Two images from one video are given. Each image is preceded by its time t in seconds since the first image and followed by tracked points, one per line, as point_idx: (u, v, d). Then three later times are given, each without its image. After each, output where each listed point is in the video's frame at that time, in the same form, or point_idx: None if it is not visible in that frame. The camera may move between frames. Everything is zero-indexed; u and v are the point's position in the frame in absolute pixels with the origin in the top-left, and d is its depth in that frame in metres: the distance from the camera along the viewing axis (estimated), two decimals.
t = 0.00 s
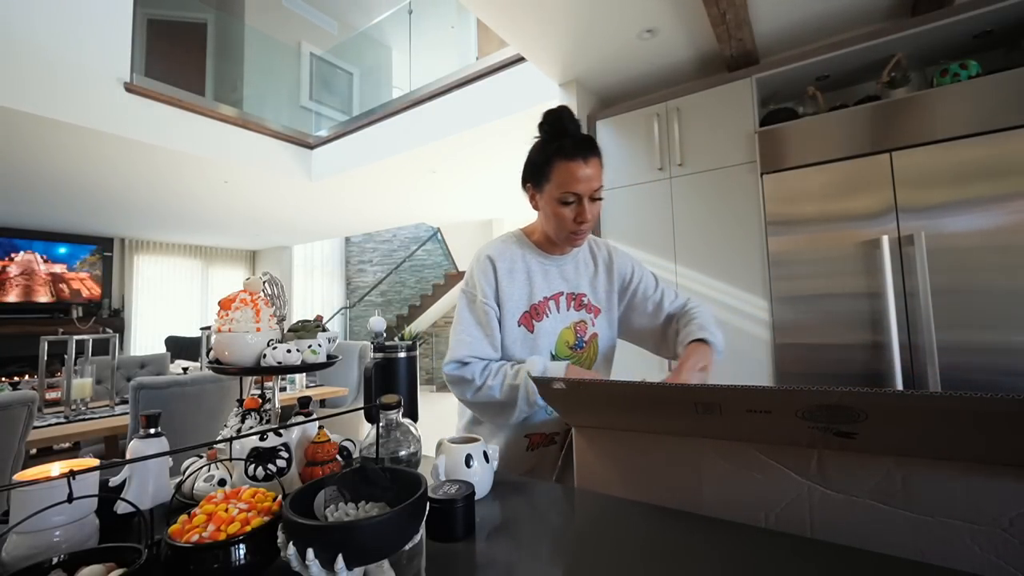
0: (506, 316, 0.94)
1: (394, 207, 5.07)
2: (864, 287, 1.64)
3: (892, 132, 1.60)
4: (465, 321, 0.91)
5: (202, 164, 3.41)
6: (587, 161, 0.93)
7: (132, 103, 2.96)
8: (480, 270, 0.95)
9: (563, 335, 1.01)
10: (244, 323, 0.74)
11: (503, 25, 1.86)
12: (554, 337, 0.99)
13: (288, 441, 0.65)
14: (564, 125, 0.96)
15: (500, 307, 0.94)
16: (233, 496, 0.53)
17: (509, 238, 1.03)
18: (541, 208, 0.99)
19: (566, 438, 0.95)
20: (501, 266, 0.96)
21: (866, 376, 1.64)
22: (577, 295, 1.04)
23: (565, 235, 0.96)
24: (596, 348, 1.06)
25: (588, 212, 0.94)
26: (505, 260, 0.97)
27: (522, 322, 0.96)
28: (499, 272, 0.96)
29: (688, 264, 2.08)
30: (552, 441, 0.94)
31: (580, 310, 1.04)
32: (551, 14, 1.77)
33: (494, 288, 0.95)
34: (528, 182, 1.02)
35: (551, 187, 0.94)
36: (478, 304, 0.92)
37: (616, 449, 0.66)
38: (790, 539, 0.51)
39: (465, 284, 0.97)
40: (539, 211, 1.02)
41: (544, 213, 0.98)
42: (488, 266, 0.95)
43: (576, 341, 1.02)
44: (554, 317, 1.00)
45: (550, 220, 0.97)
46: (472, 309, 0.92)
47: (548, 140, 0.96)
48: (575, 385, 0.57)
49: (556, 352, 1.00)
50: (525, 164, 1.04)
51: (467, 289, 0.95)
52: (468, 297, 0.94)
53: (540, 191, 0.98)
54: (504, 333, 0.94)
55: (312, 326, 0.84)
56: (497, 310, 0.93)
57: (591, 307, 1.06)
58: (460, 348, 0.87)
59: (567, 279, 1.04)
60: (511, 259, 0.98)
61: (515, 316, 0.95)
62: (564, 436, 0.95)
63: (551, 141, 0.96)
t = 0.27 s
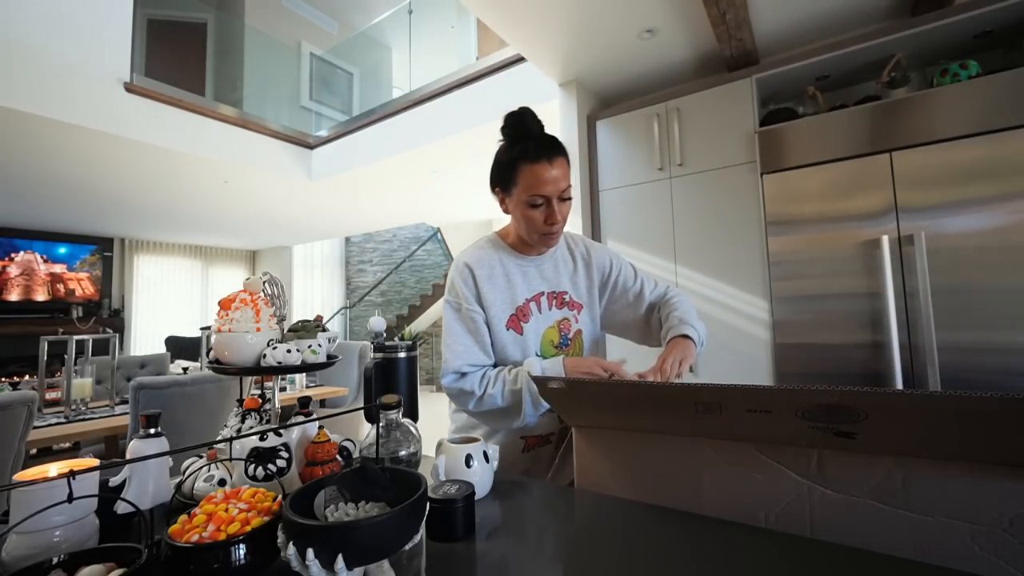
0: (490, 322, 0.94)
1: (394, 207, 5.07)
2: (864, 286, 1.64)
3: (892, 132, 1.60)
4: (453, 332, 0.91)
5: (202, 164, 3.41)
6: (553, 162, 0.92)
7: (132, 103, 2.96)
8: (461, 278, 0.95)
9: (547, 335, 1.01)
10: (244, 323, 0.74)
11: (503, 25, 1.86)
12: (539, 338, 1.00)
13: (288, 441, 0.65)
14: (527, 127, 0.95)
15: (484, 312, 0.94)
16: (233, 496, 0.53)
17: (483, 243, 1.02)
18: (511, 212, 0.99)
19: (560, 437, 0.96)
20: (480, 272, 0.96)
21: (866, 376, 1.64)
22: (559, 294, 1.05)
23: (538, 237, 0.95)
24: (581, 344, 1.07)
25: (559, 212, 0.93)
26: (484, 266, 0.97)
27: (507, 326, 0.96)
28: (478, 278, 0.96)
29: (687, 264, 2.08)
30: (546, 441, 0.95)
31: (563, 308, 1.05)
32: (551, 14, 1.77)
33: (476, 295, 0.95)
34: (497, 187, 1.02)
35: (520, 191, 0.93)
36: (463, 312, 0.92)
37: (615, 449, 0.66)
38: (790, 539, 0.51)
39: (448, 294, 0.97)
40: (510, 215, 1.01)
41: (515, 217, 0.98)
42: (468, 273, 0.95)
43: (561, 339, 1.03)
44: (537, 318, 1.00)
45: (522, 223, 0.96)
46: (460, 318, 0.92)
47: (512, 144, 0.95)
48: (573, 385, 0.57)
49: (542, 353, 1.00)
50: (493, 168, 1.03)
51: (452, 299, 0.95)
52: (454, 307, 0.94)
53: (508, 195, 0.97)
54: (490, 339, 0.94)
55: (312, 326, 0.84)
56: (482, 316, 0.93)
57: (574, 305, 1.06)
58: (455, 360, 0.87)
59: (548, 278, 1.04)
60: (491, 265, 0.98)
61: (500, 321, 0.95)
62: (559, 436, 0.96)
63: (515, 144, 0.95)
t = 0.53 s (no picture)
0: (476, 328, 0.95)
1: (394, 207, 5.06)
2: (865, 286, 1.64)
3: (892, 132, 1.60)
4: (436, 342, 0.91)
5: (202, 164, 3.41)
6: (534, 167, 0.92)
7: (132, 103, 2.96)
8: (445, 287, 0.95)
9: (537, 336, 1.02)
10: (244, 323, 0.74)
11: (503, 25, 1.86)
12: (528, 340, 1.00)
13: (288, 441, 0.65)
14: (506, 131, 0.93)
15: (470, 319, 0.94)
16: (233, 496, 0.53)
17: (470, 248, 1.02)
18: (495, 217, 0.99)
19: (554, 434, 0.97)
20: (463, 279, 0.95)
21: (866, 376, 1.64)
22: (547, 293, 1.05)
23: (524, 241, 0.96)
24: (573, 342, 1.07)
25: (544, 216, 0.94)
26: (467, 273, 0.97)
27: (493, 331, 0.96)
28: (462, 285, 0.95)
29: (687, 264, 2.08)
30: (540, 441, 0.95)
31: (552, 307, 1.05)
32: (551, 13, 1.77)
33: (461, 302, 0.95)
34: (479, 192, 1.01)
35: (503, 198, 0.93)
36: (446, 320, 0.92)
37: (615, 448, 0.66)
38: (790, 539, 0.51)
39: (433, 302, 0.96)
40: (494, 220, 1.01)
41: (500, 222, 0.98)
42: (452, 281, 0.95)
43: (551, 340, 1.03)
44: (525, 320, 1.00)
45: (507, 229, 0.96)
46: (443, 328, 0.92)
47: (492, 149, 0.94)
48: (571, 385, 0.58)
49: (532, 355, 1.01)
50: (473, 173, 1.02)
51: (435, 309, 0.95)
52: (437, 317, 0.93)
53: (491, 201, 0.97)
54: (476, 344, 0.94)
55: (312, 326, 0.84)
56: (467, 323, 0.93)
57: (563, 303, 1.07)
58: (437, 371, 0.88)
59: (535, 279, 1.04)
60: (476, 270, 0.98)
61: (485, 326, 0.95)
62: (553, 434, 0.97)
63: (495, 150, 0.94)
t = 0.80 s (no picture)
0: (473, 332, 0.95)
1: (394, 207, 5.06)
2: (865, 286, 1.64)
3: (892, 132, 1.60)
4: (434, 345, 0.92)
5: (202, 164, 3.41)
6: (532, 172, 0.91)
7: (132, 103, 2.96)
8: (442, 291, 0.95)
9: (536, 337, 1.02)
10: (244, 323, 0.74)
11: (503, 25, 1.86)
12: (526, 342, 1.00)
13: (288, 441, 0.65)
14: (501, 136, 0.92)
15: (466, 323, 0.95)
16: (233, 496, 0.53)
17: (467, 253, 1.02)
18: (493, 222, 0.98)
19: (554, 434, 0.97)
20: (460, 283, 0.96)
21: (866, 376, 1.64)
22: (545, 294, 1.05)
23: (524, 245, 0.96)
24: (572, 342, 1.07)
25: (544, 221, 0.94)
26: (463, 276, 0.97)
27: (491, 334, 0.96)
28: (458, 288, 0.96)
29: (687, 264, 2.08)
30: (540, 441, 0.95)
31: (550, 308, 1.05)
32: (551, 13, 1.77)
33: (458, 306, 0.95)
34: (475, 196, 1.00)
35: (502, 204, 0.93)
36: (443, 325, 0.93)
37: (615, 448, 0.66)
38: (791, 539, 0.51)
39: (431, 306, 0.97)
40: (492, 225, 1.01)
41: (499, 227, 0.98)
42: (448, 285, 0.96)
43: (549, 341, 1.03)
44: (523, 322, 1.00)
45: (507, 234, 0.96)
46: (440, 332, 0.93)
47: (489, 154, 0.93)
48: (571, 385, 0.58)
49: (531, 356, 1.01)
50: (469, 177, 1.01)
51: (432, 313, 0.95)
52: (434, 321, 0.94)
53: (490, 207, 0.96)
54: (474, 348, 0.95)
55: (312, 326, 0.84)
56: (463, 326, 0.94)
57: (561, 304, 1.07)
58: (435, 375, 0.89)
59: (533, 280, 1.04)
60: (473, 274, 0.98)
61: (483, 329, 0.96)
62: (552, 434, 0.97)
63: (492, 155, 0.93)
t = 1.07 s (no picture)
0: (475, 331, 0.95)
1: (394, 207, 5.07)
2: (865, 286, 1.64)
3: (892, 132, 1.60)
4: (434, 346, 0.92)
5: (202, 164, 3.41)
6: (538, 172, 0.91)
7: (132, 103, 2.96)
8: (442, 292, 0.95)
9: (536, 336, 1.01)
10: (244, 323, 0.74)
11: (503, 24, 1.86)
12: (528, 341, 1.00)
13: (288, 441, 0.65)
14: (505, 135, 0.91)
15: (468, 323, 0.94)
16: (233, 496, 0.53)
17: (468, 252, 1.02)
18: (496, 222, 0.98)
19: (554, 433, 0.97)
20: (460, 283, 0.96)
21: (866, 376, 1.64)
22: (546, 293, 1.05)
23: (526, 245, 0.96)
24: (572, 340, 1.07)
25: (546, 221, 0.94)
26: (464, 276, 0.97)
27: (492, 333, 0.96)
28: (459, 288, 0.96)
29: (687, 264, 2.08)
30: (540, 440, 0.95)
31: (551, 307, 1.05)
32: (551, 13, 1.77)
33: (459, 306, 0.95)
34: (478, 195, 1.00)
35: (505, 203, 0.93)
36: (444, 325, 0.93)
37: (615, 448, 0.66)
38: (791, 539, 0.51)
39: (432, 307, 0.97)
40: (493, 224, 1.00)
41: (501, 226, 0.97)
42: (449, 285, 0.96)
43: (550, 339, 1.03)
44: (524, 321, 1.00)
45: (509, 234, 0.96)
46: (440, 333, 0.93)
47: (493, 154, 0.93)
48: (570, 385, 0.57)
49: (533, 355, 1.01)
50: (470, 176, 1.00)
51: (432, 314, 0.96)
52: (434, 322, 0.94)
53: (492, 206, 0.96)
54: (475, 348, 0.95)
55: (312, 326, 0.84)
56: (464, 326, 0.94)
57: (562, 303, 1.07)
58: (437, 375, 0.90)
59: (533, 279, 1.04)
60: (474, 274, 0.98)
61: (484, 329, 0.96)
62: (552, 433, 0.97)
63: (496, 155, 0.92)
